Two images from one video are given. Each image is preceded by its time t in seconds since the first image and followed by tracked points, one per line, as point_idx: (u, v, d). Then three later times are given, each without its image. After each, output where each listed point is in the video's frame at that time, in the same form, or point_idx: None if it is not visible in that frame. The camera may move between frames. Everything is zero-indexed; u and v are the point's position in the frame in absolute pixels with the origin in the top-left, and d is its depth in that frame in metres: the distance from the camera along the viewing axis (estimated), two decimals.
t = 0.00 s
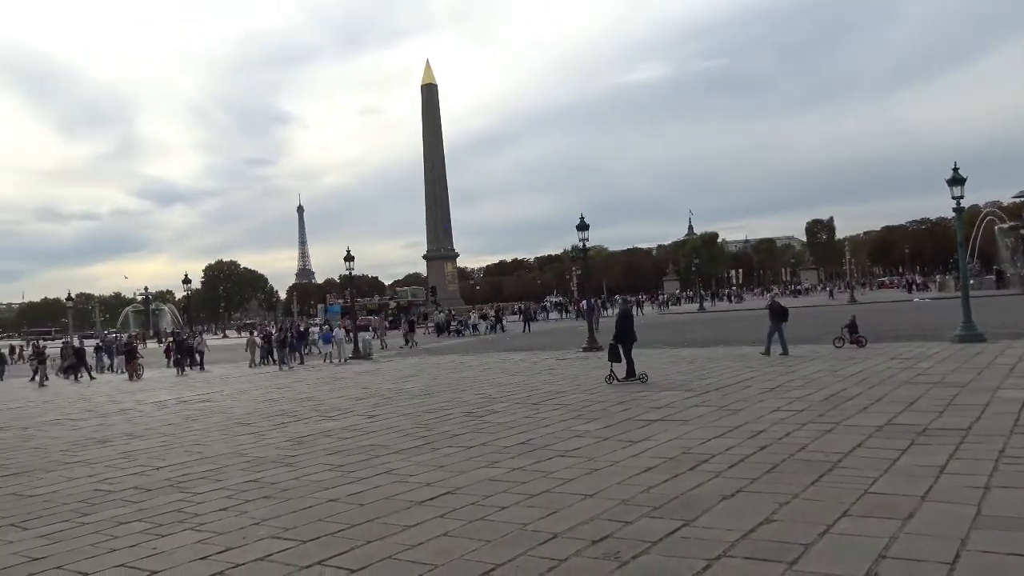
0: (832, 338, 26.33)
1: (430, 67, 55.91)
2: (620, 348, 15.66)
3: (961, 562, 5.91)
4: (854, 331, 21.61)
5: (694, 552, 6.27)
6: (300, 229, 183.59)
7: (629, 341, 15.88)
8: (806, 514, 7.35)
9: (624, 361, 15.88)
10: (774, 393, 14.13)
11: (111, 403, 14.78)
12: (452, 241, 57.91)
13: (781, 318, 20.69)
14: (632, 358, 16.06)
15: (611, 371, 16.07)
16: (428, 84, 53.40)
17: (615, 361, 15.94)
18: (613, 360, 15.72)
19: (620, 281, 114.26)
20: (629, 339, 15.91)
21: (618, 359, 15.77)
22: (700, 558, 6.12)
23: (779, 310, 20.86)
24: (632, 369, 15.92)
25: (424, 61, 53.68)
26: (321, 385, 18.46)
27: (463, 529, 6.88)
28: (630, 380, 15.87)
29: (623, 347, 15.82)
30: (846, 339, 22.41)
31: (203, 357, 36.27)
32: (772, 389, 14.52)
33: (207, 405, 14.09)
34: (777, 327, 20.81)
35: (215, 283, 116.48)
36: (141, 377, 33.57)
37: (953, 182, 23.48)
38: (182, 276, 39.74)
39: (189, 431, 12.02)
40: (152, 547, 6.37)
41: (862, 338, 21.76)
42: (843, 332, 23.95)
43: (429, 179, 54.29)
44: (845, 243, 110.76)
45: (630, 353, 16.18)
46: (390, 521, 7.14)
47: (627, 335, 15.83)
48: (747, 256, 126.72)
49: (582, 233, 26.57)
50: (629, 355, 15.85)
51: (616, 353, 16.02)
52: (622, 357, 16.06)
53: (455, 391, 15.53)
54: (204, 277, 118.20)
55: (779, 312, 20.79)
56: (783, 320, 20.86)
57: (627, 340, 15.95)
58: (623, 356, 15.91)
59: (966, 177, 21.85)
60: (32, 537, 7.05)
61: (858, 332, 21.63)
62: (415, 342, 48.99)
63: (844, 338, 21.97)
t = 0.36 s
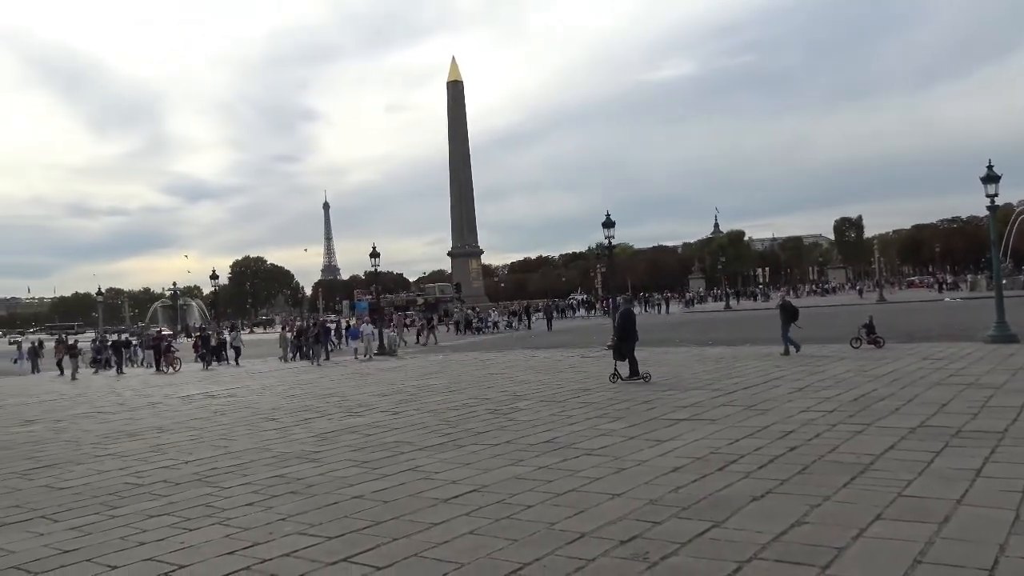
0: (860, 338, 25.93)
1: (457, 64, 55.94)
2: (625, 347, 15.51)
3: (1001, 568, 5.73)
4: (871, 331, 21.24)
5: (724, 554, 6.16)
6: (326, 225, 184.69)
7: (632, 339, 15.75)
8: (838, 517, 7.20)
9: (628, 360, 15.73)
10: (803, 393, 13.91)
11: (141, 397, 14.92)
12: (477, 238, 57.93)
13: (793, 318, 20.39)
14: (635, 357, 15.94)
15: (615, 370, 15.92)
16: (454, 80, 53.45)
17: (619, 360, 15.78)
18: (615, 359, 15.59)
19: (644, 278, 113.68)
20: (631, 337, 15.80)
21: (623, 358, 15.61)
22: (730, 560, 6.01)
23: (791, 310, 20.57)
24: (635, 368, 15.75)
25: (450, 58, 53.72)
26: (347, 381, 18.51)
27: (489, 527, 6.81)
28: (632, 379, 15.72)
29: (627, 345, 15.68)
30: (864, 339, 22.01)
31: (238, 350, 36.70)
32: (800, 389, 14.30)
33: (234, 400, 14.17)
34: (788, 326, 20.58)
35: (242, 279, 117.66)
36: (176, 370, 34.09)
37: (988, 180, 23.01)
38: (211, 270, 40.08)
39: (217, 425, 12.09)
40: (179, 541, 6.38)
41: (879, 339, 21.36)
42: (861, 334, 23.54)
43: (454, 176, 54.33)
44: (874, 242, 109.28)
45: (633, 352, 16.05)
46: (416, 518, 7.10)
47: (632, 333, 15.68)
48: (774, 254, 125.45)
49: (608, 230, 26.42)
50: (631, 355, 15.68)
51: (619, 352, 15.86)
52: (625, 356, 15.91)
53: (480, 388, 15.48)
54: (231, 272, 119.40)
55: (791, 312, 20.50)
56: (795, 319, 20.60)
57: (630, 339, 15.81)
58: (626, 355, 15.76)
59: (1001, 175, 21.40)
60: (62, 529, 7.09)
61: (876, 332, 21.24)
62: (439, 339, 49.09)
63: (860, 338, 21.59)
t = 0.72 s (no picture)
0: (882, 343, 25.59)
1: (475, 65, 55.91)
2: (622, 349, 15.37)
3: None
4: (878, 338, 20.91)
5: (748, 561, 6.04)
6: (344, 225, 185.36)
7: (629, 342, 15.64)
8: (864, 526, 7.04)
9: (624, 363, 15.60)
10: (825, 398, 13.70)
11: (161, 394, 14.97)
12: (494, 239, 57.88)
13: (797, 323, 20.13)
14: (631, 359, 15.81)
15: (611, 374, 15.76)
16: (473, 81, 53.44)
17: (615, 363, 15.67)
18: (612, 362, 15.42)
19: (661, 281, 113.18)
20: (628, 340, 15.68)
21: (619, 361, 15.49)
22: (755, 569, 5.89)
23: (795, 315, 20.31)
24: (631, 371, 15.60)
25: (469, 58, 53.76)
26: (365, 380, 18.47)
27: (508, 530, 6.73)
28: (629, 382, 15.54)
29: (624, 348, 15.55)
30: (870, 345, 21.69)
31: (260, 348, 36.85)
32: (822, 394, 14.11)
33: (252, 398, 14.17)
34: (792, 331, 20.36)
35: (259, 278, 118.33)
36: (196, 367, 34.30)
37: (1014, 185, 22.66)
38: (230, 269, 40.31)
39: (235, 423, 12.09)
40: (198, 539, 6.34)
41: (886, 345, 21.04)
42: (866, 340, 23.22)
43: (472, 176, 54.33)
44: (895, 246, 108.18)
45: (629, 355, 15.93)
46: (434, 520, 7.02)
47: (628, 335, 15.55)
48: (793, 258, 124.45)
49: (626, 232, 26.24)
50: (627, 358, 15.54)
51: (615, 355, 15.75)
52: (622, 359, 15.78)
53: (498, 389, 15.39)
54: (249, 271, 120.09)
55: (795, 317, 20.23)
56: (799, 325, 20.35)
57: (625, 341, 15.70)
58: (623, 358, 15.64)
59: None
60: (82, 526, 7.09)
61: (882, 339, 20.91)
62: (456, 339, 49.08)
63: (867, 344, 21.26)
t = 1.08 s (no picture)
0: (904, 347, 25.23)
1: (491, 69, 55.92)
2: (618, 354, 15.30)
3: None
4: (883, 342, 20.63)
5: (775, 570, 5.91)
6: (359, 228, 185.84)
7: (626, 348, 15.57)
8: (892, 534, 6.90)
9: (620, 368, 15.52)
10: (847, 403, 13.51)
11: (178, 396, 15.00)
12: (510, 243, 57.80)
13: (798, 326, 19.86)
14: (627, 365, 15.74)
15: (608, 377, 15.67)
16: (489, 85, 53.47)
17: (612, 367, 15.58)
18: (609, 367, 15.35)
19: (677, 284, 112.65)
20: (625, 345, 15.63)
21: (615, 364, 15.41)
22: None
23: (796, 318, 20.04)
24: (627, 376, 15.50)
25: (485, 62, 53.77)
26: (381, 384, 18.40)
27: (529, 536, 6.64)
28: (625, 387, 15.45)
29: (620, 354, 15.49)
30: (875, 349, 21.40)
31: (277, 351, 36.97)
32: (844, 399, 13.91)
33: (270, 401, 14.16)
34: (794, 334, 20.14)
35: (275, 281, 118.95)
36: (214, 371, 34.47)
37: None
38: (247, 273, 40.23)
39: (253, 427, 12.07)
40: (217, 543, 6.30)
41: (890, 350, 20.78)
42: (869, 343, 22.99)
43: (488, 180, 54.28)
44: (914, 249, 107.06)
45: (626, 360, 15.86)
46: (454, 525, 6.94)
47: (626, 341, 15.49)
48: (810, 261, 123.54)
49: (644, 235, 26.06)
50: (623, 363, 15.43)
51: (612, 359, 15.68)
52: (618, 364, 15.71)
53: (515, 393, 15.30)
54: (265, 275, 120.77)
55: (797, 320, 19.95)
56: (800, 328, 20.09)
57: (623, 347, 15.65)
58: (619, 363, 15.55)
59: None
60: (101, 528, 7.07)
61: (887, 344, 20.63)
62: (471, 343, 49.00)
63: (871, 349, 20.98)
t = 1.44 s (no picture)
0: (932, 351, 24.80)
1: (513, 71, 55.96)
2: (623, 357, 15.27)
3: None
4: (893, 347, 20.34)
5: None
6: (381, 230, 186.36)
7: (631, 350, 15.55)
8: (925, 542, 6.74)
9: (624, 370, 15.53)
10: (876, 408, 13.28)
11: (204, 398, 15.08)
12: (532, 245, 57.73)
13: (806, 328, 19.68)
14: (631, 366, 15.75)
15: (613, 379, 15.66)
16: (511, 87, 53.51)
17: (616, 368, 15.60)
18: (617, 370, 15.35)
19: (700, 287, 111.93)
20: (631, 347, 15.59)
21: (619, 367, 15.39)
22: None
23: (805, 321, 19.88)
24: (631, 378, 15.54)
25: (507, 64, 53.80)
26: (405, 386, 18.39)
27: (554, 541, 6.57)
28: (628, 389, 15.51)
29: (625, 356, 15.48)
30: (887, 353, 21.09)
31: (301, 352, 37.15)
32: (873, 403, 13.67)
33: (294, 403, 14.20)
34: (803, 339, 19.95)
35: (298, 283, 119.80)
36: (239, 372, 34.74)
37: None
38: (271, 275, 40.49)
39: (277, 428, 12.10)
40: (242, 546, 6.29)
41: (901, 354, 20.45)
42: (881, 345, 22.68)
43: (510, 182, 54.28)
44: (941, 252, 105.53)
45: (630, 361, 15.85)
46: (479, 530, 6.88)
47: (632, 343, 15.45)
48: (835, 264, 122.44)
49: (667, 237, 25.86)
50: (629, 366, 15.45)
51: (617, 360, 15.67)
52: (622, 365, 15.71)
53: (538, 396, 15.22)
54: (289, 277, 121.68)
55: (805, 324, 19.77)
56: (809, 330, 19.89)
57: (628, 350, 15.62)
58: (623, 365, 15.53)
59: None
60: (127, 529, 7.09)
61: (898, 348, 20.34)
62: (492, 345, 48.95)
63: (882, 353, 20.70)
